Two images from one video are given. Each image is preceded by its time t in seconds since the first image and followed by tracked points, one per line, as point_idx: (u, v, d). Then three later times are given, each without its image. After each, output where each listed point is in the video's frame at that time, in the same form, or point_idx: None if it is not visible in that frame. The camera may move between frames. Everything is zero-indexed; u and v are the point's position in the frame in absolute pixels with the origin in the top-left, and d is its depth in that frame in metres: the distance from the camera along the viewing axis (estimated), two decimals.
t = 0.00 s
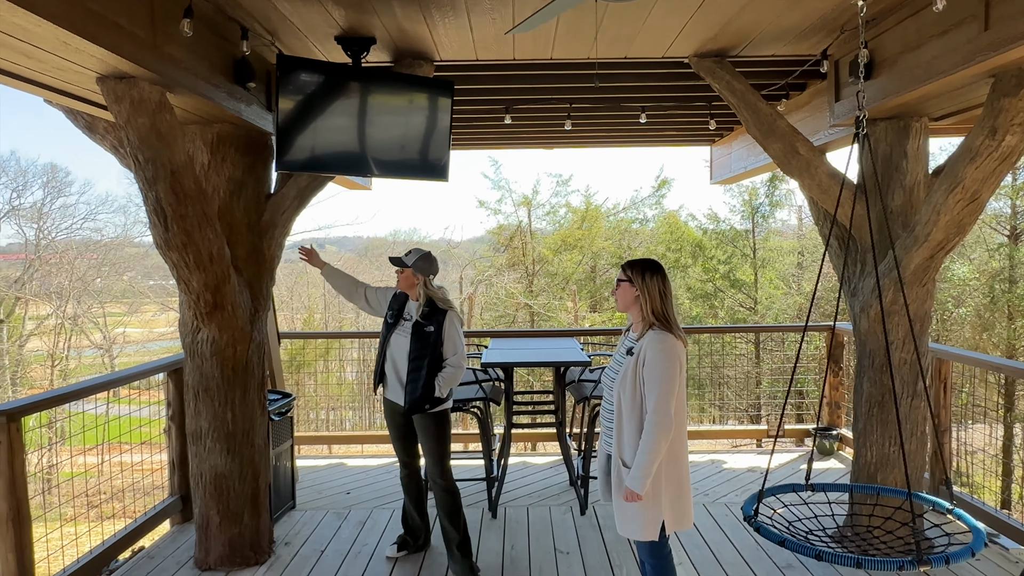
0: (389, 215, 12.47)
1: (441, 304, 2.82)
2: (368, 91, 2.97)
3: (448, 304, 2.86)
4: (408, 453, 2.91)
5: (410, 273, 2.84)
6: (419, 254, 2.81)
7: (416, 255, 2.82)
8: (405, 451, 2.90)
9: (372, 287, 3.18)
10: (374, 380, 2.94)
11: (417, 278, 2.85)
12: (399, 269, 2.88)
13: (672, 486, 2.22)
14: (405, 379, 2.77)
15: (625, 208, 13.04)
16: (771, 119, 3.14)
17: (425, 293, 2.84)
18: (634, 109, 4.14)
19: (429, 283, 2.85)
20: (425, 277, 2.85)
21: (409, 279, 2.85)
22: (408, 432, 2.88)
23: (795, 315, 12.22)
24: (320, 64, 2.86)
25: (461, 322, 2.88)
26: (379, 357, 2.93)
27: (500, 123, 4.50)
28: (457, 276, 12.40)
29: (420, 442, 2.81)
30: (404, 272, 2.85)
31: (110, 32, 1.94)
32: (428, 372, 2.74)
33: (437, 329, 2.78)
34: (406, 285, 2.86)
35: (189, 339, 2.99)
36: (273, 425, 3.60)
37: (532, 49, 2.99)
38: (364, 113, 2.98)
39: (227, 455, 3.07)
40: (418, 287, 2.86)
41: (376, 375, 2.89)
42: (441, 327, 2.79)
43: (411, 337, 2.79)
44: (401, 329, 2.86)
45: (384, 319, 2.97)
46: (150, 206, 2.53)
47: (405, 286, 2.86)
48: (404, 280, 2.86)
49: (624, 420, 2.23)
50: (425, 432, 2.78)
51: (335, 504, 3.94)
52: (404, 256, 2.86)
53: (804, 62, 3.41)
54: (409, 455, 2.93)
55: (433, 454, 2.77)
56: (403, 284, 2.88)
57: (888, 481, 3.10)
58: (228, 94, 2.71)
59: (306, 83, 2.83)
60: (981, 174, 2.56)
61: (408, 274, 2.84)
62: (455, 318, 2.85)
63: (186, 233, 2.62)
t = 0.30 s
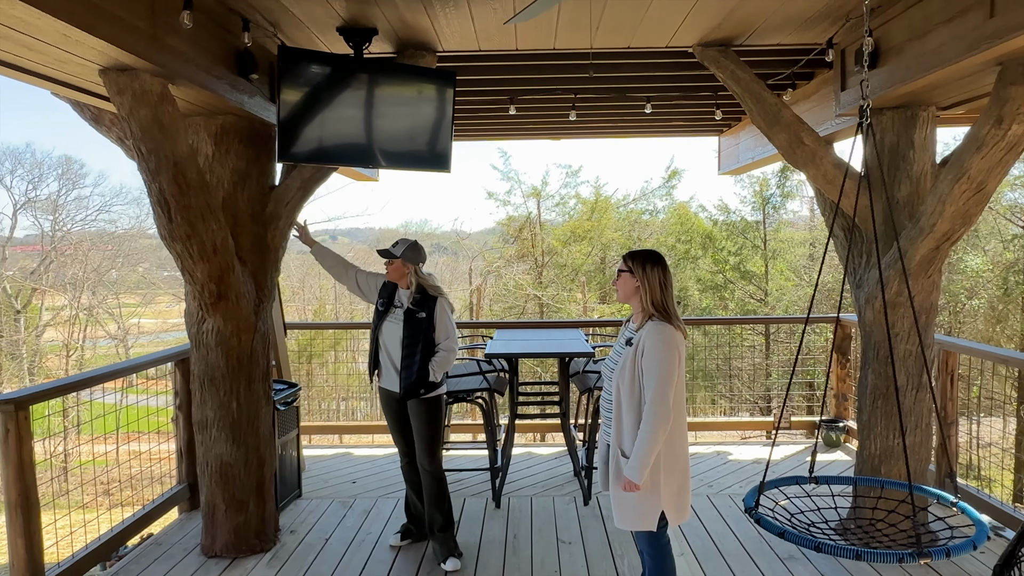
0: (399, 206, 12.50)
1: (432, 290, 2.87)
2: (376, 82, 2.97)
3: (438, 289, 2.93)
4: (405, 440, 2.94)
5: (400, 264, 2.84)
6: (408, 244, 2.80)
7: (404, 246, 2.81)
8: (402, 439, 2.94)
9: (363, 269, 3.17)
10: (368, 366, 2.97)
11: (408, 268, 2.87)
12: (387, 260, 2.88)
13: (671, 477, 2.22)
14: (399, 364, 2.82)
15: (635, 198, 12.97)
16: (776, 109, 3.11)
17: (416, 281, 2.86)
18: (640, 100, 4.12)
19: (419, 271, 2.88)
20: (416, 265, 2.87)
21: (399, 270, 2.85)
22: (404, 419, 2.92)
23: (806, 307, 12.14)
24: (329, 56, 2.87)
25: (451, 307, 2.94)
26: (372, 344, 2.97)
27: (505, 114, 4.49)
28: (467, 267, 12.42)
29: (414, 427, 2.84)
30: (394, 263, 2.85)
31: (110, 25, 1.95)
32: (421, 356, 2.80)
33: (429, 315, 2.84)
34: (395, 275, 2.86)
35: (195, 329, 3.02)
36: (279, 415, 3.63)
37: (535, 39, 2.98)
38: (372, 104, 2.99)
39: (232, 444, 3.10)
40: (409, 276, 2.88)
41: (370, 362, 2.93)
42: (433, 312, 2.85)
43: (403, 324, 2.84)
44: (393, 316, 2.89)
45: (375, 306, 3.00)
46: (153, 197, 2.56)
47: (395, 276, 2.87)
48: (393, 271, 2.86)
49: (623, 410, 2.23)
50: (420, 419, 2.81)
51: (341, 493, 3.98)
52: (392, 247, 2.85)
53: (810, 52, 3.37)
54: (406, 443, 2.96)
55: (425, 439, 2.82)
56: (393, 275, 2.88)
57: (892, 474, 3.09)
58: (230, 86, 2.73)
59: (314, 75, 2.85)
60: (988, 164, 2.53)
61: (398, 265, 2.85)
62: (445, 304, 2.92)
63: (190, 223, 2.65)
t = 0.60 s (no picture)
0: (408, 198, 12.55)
1: (428, 280, 2.91)
2: (382, 74, 2.99)
3: (434, 278, 2.96)
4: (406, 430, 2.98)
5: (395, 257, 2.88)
6: (401, 237, 2.85)
7: (396, 238, 2.85)
8: (403, 429, 2.97)
9: (354, 267, 3.22)
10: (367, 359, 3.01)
11: (403, 259, 2.91)
12: (380, 254, 2.91)
13: (666, 468, 2.23)
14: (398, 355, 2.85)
15: (645, 190, 12.89)
16: (778, 100, 3.09)
17: (412, 271, 2.91)
18: (644, 91, 4.10)
19: (413, 262, 2.93)
20: (410, 256, 2.92)
21: (394, 262, 2.89)
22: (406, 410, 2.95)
23: (816, 300, 12.07)
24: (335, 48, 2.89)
25: (447, 296, 2.98)
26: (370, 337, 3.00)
27: (509, 106, 4.48)
28: (477, 260, 12.46)
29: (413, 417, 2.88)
30: (388, 256, 2.89)
31: (108, 19, 1.97)
32: (420, 347, 2.84)
33: (425, 305, 2.87)
34: (390, 267, 2.90)
35: (199, 320, 3.06)
36: (283, 405, 3.66)
37: (535, 31, 2.97)
38: (378, 96, 3.01)
39: (236, 434, 3.14)
40: (404, 268, 2.92)
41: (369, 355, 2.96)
42: (429, 303, 2.88)
43: (401, 316, 2.87)
44: (390, 308, 2.92)
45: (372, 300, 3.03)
46: (156, 190, 2.59)
47: (390, 269, 2.91)
48: (389, 264, 2.90)
49: (618, 401, 2.24)
50: (419, 409, 2.85)
51: (345, 483, 4.02)
52: (385, 241, 2.89)
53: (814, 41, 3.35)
54: (406, 433, 2.99)
55: (423, 428, 2.85)
56: (387, 267, 2.92)
57: (893, 466, 3.08)
58: (232, 79, 2.75)
59: (320, 67, 2.87)
60: (989, 155, 2.52)
61: (392, 258, 2.88)
62: (442, 294, 2.94)
63: (192, 216, 2.68)
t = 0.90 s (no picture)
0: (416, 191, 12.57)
1: (425, 273, 2.92)
2: (386, 67, 2.99)
3: (431, 270, 2.97)
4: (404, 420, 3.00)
5: (393, 252, 2.89)
6: (396, 231, 2.85)
7: (392, 233, 2.85)
8: (402, 420, 2.99)
9: (352, 261, 3.23)
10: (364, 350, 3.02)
11: (400, 254, 2.92)
12: (377, 249, 2.92)
13: (661, 460, 2.23)
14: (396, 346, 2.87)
15: (654, 183, 12.80)
16: (780, 91, 3.06)
17: (409, 263, 2.93)
18: (646, 82, 4.08)
19: (411, 255, 2.94)
20: (408, 250, 2.93)
21: (392, 257, 2.90)
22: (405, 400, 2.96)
23: (826, 293, 11.99)
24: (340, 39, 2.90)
25: (444, 288, 2.99)
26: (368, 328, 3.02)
27: (512, 97, 4.47)
28: (485, 252, 12.46)
29: (411, 407, 2.89)
30: (385, 251, 2.89)
31: (104, 11, 1.99)
32: (418, 338, 2.85)
33: (423, 297, 2.89)
34: (388, 262, 2.91)
35: (202, 311, 3.09)
36: (286, 396, 3.69)
37: (534, 21, 2.97)
38: (381, 89, 3.01)
39: (238, 424, 3.17)
40: (402, 261, 2.94)
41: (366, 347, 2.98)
42: (427, 295, 2.90)
43: (398, 308, 2.88)
44: (388, 300, 2.94)
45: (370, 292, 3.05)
46: (156, 181, 2.62)
47: (388, 263, 2.92)
48: (386, 259, 2.91)
49: (613, 391, 2.25)
50: (417, 399, 2.86)
51: (348, 473, 4.05)
52: (381, 236, 2.89)
53: (817, 31, 3.31)
54: (405, 423, 3.01)
55: (421, 419, 2.87)
56: (385, 262, 2.93)
57: (894, 459, 3.06)
58: (231, 70, 2.76)
59: (324, 58, 2.88)
60: (991, 144, 2.49)
61: (390, 253, 2.89)
62: (440, 286, 2.96)
63: (192, 207, 2.70)
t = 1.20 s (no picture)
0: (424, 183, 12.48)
1: (429, 268, 2.92)
2: (391, 62, 2.99)
3: (436, 266, 2.97)
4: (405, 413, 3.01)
5: (397, 248, 2.90)
6: (396, 226, 2.87)
7: (393, 229, 2.88)
8: (402, 413, 3.00)
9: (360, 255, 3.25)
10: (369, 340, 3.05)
11: (405, 249, 2.93)
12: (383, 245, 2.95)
13: (658, 454, 2.24)
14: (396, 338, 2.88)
15: (662, 177, 12.71)
16: (783, 84, 3.04)
17: (414, 257, 2.93)
18: (649, 75, 4.06)
19: (416, 249, 2.94)
20: (413, 245, 2.94)
21: (397, 253, 2.93)
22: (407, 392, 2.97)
23: (835, 288, 11.93)
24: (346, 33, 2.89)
25: (449, 284, 2.98)
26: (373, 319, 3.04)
27: (514, 90, 4.46)
28: (493, 246, 12.46)
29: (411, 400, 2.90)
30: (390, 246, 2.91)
31: (102, 4, 2.00)
32: (419, 331, 2.86)
33: (426, 292, 2.89)
34: (393, 256, 2.93)
35: (204, 304, 3.11)
36: (289, 388, 3.71)
37: (534, 14, 2.95)
38: (384, 84, 3.01)
39: (240, 415, 3.20)
40: (407, 256, 2.95)
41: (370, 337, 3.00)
42: (430, 290, 2.89)
43: (401, 301, 2.89)
44: (392, 293, 2.95)
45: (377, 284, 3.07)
46: (157, 174, 2.65)
47: (394, 258, 2.94)
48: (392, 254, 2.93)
49: (609, 385, 2.25)
50: (416, 392, 2.87)
51: (351, 465, 4.08)
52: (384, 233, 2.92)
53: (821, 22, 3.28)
54: (406, 416, 3.02)
55: (421, 412, 2.88)
56: (392, 256, 2.95)
57: (895, 455, 3.05)
58: (232, 64, 2.77)
59: (327, 51, 2.87)
60: (995, 137, 2.46)
61: (395, 249, 2.91)
62: (444, 282, 2.95)
63: (193, 200, 2.72)
